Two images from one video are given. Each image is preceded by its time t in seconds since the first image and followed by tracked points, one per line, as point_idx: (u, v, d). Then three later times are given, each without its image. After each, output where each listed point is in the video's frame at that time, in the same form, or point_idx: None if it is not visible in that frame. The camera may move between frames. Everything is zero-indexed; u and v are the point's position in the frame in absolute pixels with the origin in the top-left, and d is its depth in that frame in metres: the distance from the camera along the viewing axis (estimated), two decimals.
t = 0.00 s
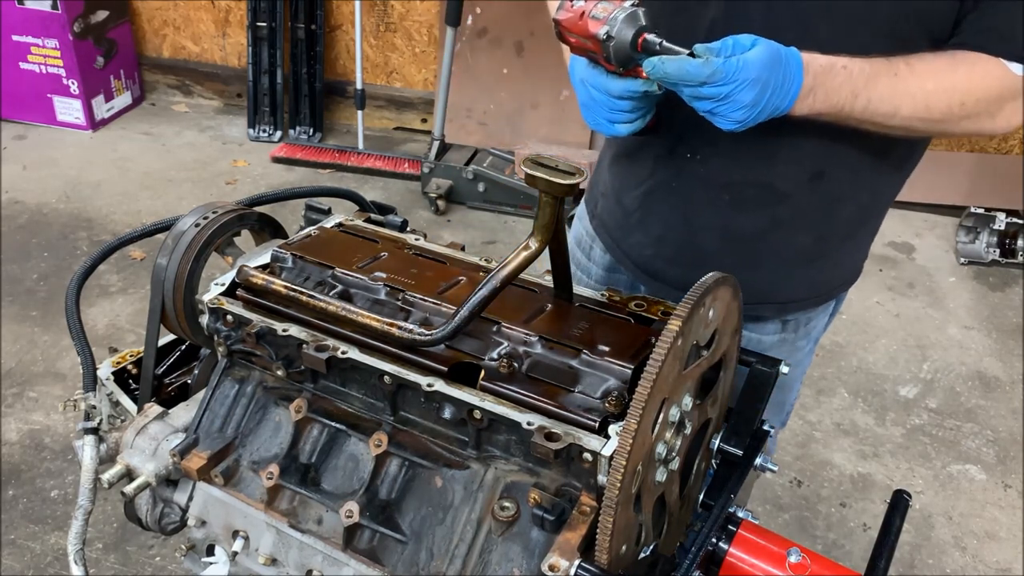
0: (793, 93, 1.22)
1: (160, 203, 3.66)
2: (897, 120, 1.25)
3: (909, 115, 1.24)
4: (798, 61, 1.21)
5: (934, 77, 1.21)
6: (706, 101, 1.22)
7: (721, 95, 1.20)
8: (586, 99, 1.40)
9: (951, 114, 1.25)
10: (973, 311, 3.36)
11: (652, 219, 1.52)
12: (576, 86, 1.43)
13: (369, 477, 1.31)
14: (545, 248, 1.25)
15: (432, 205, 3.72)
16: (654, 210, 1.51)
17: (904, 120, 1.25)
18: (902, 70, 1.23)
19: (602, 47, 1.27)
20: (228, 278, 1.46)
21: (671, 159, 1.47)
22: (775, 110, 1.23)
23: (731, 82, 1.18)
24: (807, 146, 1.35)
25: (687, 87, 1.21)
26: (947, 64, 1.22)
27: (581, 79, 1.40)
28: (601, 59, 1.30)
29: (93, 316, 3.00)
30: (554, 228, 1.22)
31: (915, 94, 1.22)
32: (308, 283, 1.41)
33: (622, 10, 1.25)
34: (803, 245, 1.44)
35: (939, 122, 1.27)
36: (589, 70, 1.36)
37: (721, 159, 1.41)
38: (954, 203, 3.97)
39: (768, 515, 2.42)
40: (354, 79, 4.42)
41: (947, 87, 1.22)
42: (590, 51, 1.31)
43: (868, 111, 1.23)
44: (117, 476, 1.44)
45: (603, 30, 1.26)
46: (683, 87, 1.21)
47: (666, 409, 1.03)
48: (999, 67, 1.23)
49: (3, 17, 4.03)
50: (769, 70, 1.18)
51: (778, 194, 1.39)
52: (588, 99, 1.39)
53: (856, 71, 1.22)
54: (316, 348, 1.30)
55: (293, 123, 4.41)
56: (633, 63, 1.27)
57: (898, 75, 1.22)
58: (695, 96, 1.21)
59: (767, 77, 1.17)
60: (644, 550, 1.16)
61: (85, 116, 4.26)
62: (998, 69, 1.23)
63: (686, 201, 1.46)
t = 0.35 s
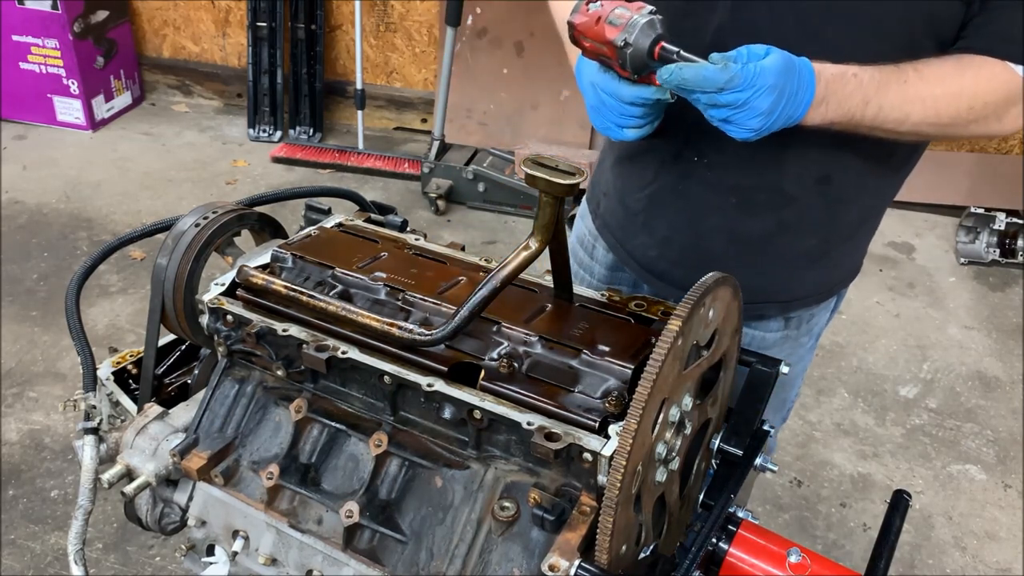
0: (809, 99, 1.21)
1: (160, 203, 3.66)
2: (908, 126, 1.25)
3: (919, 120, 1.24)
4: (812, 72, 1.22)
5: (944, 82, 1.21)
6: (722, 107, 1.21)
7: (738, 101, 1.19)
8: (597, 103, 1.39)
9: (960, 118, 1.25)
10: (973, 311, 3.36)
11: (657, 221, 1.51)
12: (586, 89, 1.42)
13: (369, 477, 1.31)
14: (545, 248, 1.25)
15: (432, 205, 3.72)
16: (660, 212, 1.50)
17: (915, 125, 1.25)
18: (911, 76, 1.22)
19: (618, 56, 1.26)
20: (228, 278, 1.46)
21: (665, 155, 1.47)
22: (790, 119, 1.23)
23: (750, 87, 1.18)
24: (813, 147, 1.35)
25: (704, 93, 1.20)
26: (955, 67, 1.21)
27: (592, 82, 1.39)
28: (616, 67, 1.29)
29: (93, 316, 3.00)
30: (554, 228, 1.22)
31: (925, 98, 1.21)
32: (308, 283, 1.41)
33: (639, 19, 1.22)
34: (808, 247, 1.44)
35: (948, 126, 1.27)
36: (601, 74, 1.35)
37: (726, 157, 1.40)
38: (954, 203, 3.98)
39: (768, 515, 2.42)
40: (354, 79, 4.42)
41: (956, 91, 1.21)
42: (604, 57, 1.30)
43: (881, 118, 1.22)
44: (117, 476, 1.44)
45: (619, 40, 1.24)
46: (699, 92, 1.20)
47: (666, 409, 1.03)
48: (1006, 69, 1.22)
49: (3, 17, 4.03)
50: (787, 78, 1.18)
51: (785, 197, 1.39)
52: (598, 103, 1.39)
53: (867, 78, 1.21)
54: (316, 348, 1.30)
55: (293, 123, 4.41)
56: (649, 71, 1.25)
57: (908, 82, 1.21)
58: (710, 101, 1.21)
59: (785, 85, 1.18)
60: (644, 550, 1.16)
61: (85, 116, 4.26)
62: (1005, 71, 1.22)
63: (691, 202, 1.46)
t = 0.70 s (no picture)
0: (846, 118, 1.21)
1: (160, 203, 3.66)
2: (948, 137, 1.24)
3: (957, 130, 1.23)
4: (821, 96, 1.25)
5: (976, 94, 1.20)
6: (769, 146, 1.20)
7: (786, 134, 1.18)
8: None
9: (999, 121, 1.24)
10: (974, 312, 3.36)
11: (667, 225, 1.49)
12: None
13: (369, 477, 1.31)
14: (546, 248, 1.25)
15: (432, 205, 3.72)
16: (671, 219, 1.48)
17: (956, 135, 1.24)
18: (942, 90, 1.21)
19: None
20: (228, 278, 1.46)
21: (670, 163, 1.44)
22: (841, 143, 1.21)
23: (786, 117, 1.18)
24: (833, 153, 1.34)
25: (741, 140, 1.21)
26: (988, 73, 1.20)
27: None
28: None
29: (93, 316, 3.00)
30: (554, 228, 1.22)
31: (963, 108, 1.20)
32: (308, 283, 1.41)
33: None
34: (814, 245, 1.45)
35: (991, 130, 1.25)
36: None
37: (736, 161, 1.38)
38: (954, 203, 3.97)
39: (768, 515, 2.42)
40: (354, 79, 4.42)
41: (992, 97, 1.20)
42: None
43: (924, 132, 1.21)
44: (117, 476, 1.44)
45: None
46: (733, 142, 1.21)
47: (666, 409, 1.03)
48: None
49: (3, 17, 4.03)
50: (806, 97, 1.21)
51: (799, 197, 1.39)
52: None
53: (898, 95, 1.22)
54: (316, 348, 1.30)
55: (293, 123, 4.41)
56: None
57: (938, 96, 1.21)
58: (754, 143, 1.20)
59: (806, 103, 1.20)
60: (644, 550, 1.16)
61: (85, 116, 4.26)
62: None
63: (702, 206, 1.45)
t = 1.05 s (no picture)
0: (769, 166, 1.27)
1: (160, 203, 3.66)
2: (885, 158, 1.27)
3: (891, 149, 1.26)
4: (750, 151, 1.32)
5: (896, 112, 1.24)
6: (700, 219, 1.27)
7: (706, 207, 1.27)
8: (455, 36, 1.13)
9: (939, 127, 1.24)
10: (973, 312, 3.36)
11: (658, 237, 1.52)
12: None
13: (370, 477, 1.31)
14: (545, 249, 1.25)
15: (432, 205, 3.72)
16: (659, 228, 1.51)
17: (890, 156, 1.27)
18: (862, 114, 1.26)
19: (550, 99, 1.09)
20: (228, 278, 1.46)
21: (659, 177, 1.45)
22: (771, 193, 1.26)
23: (701, 194, 1.27)
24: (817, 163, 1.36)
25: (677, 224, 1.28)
26: (907, 87, 1.23)
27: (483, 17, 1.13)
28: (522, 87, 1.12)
29: (94, 316, 3.00)
30: (554, 229, 1.22)
31: (888, 128, 1.24)
32: (308, 283, 1.41)
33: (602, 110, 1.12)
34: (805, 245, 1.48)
35: (937, 138, 1.27)
36: (508, 40, 1.11)
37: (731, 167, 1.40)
38: (954, 203, 3.97)
39: (768, 515, 2.42)
40: (354, 79, 4.42)
41: (918, 109, 1.23)
42: (547, 45, 1.10)
43: (855, 160, 1.25)
44: (117, 475, 1.44)
45: (569, 101, 1.09)
46: (670, 230, 1.28)
47: (666, 409, 1.03)
48: (967, 66, 1.21)
49: (3, 17, 4.03)
50: (720, 164, 1.29)
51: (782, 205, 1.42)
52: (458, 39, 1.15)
53: (821, 131, 1.27)
54: (316, 348, 1.30)
55: (293, 123, 4.41)
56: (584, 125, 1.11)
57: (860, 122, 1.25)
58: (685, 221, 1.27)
59: (721, 171, 1.28)
60: (644, 550, 1.16)
61: (85, 116, 4.26)
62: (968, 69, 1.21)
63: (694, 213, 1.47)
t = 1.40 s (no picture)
0: (741, 204, 1.33)
1: (160, 203, 3.66)
2: (863, 149, 1.42)
3: (866, 141, 1.42)
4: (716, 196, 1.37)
5: (861, 106, 1.41)
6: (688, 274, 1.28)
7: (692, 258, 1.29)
8: (511, 222, 1.10)
9: (905, 112, 1.43)
10: (973, 312, 3.36)
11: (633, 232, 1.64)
12: (529, 173, 1.08)
13: (369, 477, 1.31)
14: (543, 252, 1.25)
15: (432, 205, 3.72)
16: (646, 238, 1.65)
17: (856, 160, 1.43)
18: (829, 117, 1.42)
19: (606, 293, 0.98)
20: (228, 278, 1.46)
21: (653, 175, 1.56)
22: (750, 229, 1.31)
23: (683, 249, 1.29)
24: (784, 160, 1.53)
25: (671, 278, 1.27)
26: (865, 83, 1.43)
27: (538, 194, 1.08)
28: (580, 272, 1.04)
29: (93, 316, 3.00)
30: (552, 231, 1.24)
31: (857, 120, 1.41)
32: (308, 283, 1.41)
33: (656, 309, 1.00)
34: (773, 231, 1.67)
35: (888, 141, 1.46)
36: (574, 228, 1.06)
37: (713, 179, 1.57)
38: (954, 203, 3.97)
39: (768, 515, 2.42)
40: (354, 79, 4.42)
41: (881, 98, 1.41)
42: (598, 248, 0.96)
43: (819, 174, 1.39)
44: (117, 476, 1.44)
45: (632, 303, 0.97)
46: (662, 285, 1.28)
47: (666, 409, 1.03)
48: (909, 58, 1.44)
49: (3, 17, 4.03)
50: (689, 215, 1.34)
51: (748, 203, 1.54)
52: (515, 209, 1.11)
53: (783, 156, 1.39)
54: (316, 347, 1.30)
55: (293, 123, 4.41)
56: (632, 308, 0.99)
57: (828, 123, 1.42)
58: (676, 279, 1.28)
59: (697, 222, 1.32)
60: (644, 551, 1.16)
61: (85, 116, 4.26)
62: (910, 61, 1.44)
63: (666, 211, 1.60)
